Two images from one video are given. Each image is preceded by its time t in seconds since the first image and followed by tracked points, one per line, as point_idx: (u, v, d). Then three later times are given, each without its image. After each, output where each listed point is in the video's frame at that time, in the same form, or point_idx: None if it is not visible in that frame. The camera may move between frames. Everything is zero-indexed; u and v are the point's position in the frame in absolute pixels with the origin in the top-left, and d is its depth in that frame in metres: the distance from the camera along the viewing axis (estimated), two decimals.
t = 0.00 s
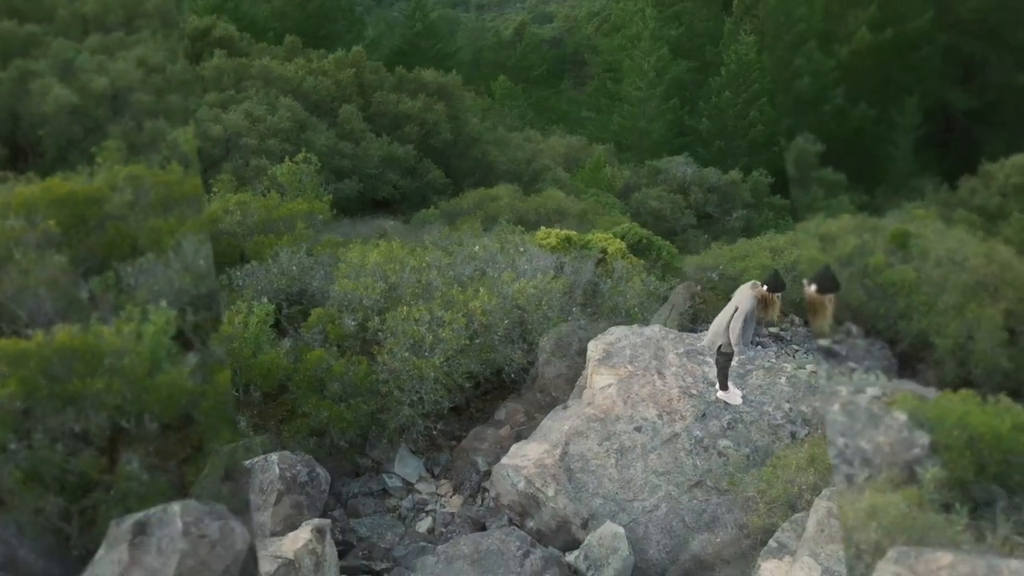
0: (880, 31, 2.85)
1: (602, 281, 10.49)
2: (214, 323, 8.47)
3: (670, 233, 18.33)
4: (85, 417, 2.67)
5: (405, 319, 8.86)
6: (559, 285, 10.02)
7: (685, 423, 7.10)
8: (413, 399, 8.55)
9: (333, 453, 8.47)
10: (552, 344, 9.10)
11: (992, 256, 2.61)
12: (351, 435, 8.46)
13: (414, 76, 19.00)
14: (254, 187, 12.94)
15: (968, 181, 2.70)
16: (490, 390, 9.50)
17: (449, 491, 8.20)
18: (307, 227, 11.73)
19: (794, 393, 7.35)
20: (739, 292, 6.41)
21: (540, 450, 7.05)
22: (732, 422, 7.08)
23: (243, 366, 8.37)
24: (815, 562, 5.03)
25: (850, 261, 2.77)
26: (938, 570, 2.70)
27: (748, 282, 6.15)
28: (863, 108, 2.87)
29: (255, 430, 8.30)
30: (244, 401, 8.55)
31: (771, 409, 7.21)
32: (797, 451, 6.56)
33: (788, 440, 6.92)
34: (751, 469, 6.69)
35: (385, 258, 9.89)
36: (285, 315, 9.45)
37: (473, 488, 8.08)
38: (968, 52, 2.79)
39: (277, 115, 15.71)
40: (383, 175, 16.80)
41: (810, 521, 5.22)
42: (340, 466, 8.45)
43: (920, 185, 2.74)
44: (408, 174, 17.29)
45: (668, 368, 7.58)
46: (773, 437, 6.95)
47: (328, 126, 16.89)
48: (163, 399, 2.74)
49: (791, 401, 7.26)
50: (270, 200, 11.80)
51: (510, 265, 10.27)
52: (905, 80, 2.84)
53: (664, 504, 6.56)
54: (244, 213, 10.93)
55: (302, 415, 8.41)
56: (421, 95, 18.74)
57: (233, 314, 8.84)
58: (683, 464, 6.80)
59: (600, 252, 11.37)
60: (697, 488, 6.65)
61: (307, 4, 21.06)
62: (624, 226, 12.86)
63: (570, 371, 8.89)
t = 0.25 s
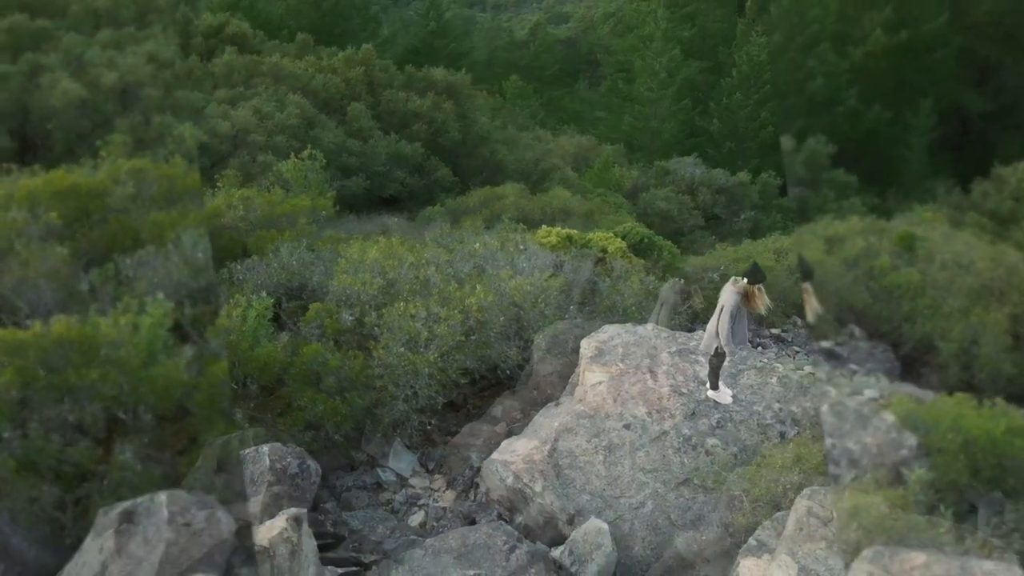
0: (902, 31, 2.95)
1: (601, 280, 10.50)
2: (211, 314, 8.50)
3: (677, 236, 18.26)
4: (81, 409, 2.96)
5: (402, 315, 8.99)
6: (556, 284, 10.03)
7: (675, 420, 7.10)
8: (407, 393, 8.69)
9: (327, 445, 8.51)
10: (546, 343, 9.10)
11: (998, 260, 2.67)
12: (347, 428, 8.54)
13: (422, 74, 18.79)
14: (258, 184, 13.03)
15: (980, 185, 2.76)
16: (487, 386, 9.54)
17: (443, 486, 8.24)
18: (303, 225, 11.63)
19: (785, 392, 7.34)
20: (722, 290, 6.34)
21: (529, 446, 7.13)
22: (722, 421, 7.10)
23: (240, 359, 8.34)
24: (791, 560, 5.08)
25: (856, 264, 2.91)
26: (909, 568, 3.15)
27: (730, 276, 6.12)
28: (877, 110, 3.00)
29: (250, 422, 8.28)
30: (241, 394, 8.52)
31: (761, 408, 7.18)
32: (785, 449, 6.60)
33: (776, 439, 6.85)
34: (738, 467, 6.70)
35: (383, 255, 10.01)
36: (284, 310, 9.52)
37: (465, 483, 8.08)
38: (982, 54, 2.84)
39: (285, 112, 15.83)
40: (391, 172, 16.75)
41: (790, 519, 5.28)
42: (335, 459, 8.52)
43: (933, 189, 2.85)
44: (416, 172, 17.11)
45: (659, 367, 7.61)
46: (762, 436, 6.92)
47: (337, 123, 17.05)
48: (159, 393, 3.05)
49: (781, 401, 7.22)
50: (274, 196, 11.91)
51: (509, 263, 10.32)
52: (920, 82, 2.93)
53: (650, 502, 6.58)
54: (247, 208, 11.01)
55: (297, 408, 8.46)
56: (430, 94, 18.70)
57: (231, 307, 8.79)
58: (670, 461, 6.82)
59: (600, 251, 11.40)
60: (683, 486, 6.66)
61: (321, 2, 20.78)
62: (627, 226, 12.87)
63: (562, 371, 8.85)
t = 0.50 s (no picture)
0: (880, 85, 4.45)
1: (602, 279, 10.49)
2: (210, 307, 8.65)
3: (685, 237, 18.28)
4: (77, 396, 5.64)
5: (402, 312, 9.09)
6: (556, 281, 10.02)
7: (667, 420, 7.13)
8: (405, 388, 8.71)
9: (325, 439, 8.58)
10: (543, 340, 9.07)
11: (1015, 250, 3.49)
12: (344, 421, 8.59)
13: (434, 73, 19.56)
14: (268, 179, 13.14)
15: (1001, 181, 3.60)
16: (487, 384, 9.46)
17: (438, 481, 8.26)
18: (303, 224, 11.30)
19: (778, 393, 7.35)
20: (713, 291, 6.63)
21: (521, 441, 7.14)
22: (713, 420, 7.13)
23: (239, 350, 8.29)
24: (772, 556, 5.31)
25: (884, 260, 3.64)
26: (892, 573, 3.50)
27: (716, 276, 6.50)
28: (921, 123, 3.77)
29: (250, 414, 8.14)
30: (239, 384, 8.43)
31: (754, 409, 7.22)
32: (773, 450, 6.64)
33: (768, 440, 6.89)
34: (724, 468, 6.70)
35: (385, 251, 10.12)
36: (286, 303, 9.56)
37: (461, 479, 8.15)
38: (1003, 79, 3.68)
39: (296, 109, 15.99)
40: (401, 170, 16.76)
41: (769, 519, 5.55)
42: (333, 452, 8.57)
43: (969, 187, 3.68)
44: (427, 170, 17.40)
45: (653, 365, 7.64)
46: (754, 437, 6.98)
47: (346, 120, 17.09)
48: (158, 382, 5.79)
49: (774, 401, 7.26)
50: (280, 193, 12.01)
51: (510, 260, 10.38)
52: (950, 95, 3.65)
53: (639, 499, 6.61)
54: (253, 203, 11.12)
55: (295, 400, 8.50)
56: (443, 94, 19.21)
57: (231, 299, 8.89)
58: (660, 460, 6.85)
59: (603, 250, 11.39)
60: (673, 484, 6.69)
61: None
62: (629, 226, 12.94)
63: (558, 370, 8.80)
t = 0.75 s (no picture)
0: (946, 41, 4.21)
1: (604, 276, 10.50)
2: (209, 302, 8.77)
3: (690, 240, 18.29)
4: (82, 383, 5.85)
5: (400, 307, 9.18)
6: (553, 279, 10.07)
7: (659, 418, 7.14)
8: (404, 382, 8.78)
9: (324, 431, 8.61)
10: (541, 338, 8.90)
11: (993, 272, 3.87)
12: (344, 414, 8.66)
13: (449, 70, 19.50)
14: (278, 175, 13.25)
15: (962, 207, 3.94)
16: (486, 380, 9.45)
17: (436, 476, 8.20)
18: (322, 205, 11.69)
19: (773, 393, 7.32)
20: (711, 293, 6.68)
21: (515, 436, 7.17)
22: (707, 419, 7.16)
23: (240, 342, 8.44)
24: (752, 554, 5.22)
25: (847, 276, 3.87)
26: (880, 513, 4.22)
27: (717, 279, 6.51)
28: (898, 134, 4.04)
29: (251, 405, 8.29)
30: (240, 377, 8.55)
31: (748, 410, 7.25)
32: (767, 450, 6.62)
33: (761, 439, 6.91)
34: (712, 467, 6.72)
35: (389, 247, 10.21)
36: (290, 297, 9.66)
37: (458, 474, 8.09)
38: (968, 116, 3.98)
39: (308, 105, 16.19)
40: (412, 167, 16.72)
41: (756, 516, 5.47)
42: (331, 445, 8.61)
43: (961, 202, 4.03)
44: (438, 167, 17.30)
45: (649, 364, 7.67)
46: (747, 436, 6.99)
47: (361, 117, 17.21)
48: (160, 370, 6.07)
49: (769, 403, 7.21)
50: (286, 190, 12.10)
51: (512, 257, 10.41)
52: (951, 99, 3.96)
53: (630, 496, 6.64)
54: (256, 201, 11.22)
55: (295, 393, 8.55)
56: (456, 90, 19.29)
57: (236, 292, 9.03)
58: (652, 458, 6.88)
59: (607, 249, 11.36)
60: (665, 482, 6.72)
61: None
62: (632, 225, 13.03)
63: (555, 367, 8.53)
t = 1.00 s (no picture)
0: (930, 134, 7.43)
1: (607, 277, 10.43)
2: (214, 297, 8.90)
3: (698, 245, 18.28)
4: (84, 375, 7.80)
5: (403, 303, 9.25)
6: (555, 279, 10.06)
7: (652, 415, 7.21)
8: (403, 377, 8.77)
9: (324, 425, 8.65)
10: (540, 335, 8.81)
11: None
12: (343, 407, 8.67)
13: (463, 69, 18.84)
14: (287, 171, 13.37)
15: None
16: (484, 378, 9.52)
17: (434, 470, 8.22)
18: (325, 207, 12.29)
19: (766, 393, 7.53)
20: (706, 294, 6.69)
21: (509, 432, 7.17)
22: (700, 418, 7.21)
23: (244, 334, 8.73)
24: (734, 552, 5.05)
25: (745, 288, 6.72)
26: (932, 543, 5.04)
27: (713, 279, 6.54)
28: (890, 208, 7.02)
29: (253, 398, 8.47)
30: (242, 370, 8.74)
31: (738, 412, 7.33)
32: (755, 452, 6.78)
33: (752, 439, 7.02)
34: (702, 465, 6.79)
35: (392, 243, 10.30)
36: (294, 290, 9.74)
37: (455, 468, 8.06)
38: None
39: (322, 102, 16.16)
40: (423, 165, 16.72)
41: (738, 514, 5.32)
42: (332, 438, 8.68)
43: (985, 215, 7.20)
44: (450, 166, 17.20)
45: (645, 362, 7.69)
46: (738, 436, 7.07)
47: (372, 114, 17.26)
48: (156, 357, 8.07)
49: (762, 402, 7.42)
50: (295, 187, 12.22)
51: (514, 257, 10.46)
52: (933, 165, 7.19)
53: (620, 493, 6.71)
54: (263, 196, 11.37)
55: (296, 386, 8.64)
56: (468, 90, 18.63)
57: (239, 286, 9.23)
58: (643, 455, 6.93)
59: (611, 248, 11.37)
60: (655, 480, 6.80)
61: None
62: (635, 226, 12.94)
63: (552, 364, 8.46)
